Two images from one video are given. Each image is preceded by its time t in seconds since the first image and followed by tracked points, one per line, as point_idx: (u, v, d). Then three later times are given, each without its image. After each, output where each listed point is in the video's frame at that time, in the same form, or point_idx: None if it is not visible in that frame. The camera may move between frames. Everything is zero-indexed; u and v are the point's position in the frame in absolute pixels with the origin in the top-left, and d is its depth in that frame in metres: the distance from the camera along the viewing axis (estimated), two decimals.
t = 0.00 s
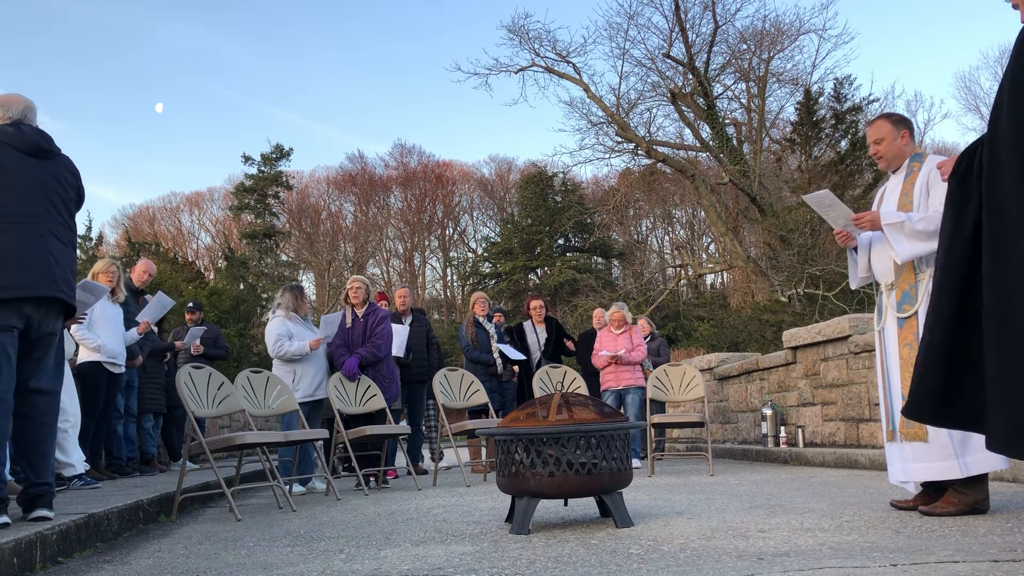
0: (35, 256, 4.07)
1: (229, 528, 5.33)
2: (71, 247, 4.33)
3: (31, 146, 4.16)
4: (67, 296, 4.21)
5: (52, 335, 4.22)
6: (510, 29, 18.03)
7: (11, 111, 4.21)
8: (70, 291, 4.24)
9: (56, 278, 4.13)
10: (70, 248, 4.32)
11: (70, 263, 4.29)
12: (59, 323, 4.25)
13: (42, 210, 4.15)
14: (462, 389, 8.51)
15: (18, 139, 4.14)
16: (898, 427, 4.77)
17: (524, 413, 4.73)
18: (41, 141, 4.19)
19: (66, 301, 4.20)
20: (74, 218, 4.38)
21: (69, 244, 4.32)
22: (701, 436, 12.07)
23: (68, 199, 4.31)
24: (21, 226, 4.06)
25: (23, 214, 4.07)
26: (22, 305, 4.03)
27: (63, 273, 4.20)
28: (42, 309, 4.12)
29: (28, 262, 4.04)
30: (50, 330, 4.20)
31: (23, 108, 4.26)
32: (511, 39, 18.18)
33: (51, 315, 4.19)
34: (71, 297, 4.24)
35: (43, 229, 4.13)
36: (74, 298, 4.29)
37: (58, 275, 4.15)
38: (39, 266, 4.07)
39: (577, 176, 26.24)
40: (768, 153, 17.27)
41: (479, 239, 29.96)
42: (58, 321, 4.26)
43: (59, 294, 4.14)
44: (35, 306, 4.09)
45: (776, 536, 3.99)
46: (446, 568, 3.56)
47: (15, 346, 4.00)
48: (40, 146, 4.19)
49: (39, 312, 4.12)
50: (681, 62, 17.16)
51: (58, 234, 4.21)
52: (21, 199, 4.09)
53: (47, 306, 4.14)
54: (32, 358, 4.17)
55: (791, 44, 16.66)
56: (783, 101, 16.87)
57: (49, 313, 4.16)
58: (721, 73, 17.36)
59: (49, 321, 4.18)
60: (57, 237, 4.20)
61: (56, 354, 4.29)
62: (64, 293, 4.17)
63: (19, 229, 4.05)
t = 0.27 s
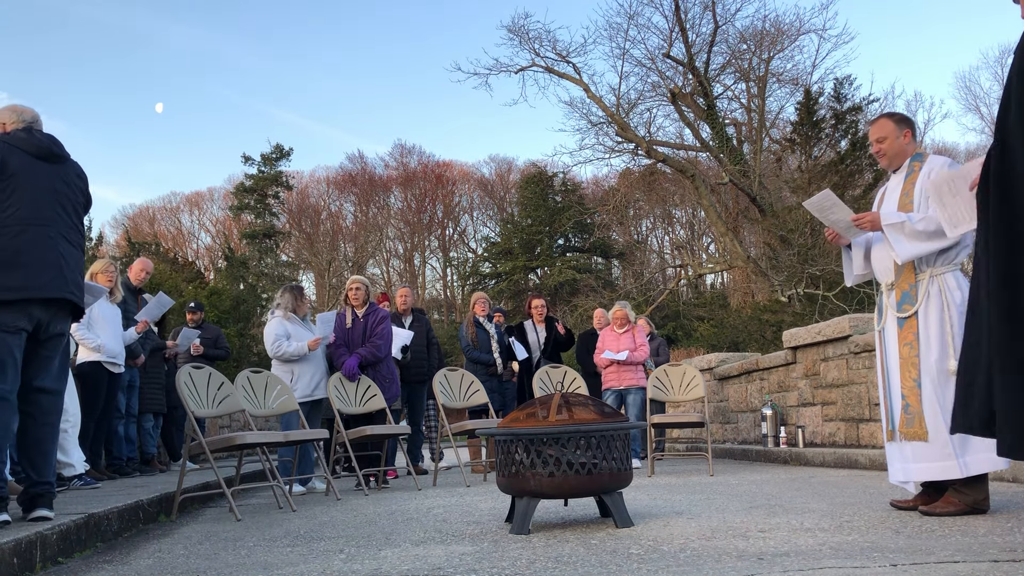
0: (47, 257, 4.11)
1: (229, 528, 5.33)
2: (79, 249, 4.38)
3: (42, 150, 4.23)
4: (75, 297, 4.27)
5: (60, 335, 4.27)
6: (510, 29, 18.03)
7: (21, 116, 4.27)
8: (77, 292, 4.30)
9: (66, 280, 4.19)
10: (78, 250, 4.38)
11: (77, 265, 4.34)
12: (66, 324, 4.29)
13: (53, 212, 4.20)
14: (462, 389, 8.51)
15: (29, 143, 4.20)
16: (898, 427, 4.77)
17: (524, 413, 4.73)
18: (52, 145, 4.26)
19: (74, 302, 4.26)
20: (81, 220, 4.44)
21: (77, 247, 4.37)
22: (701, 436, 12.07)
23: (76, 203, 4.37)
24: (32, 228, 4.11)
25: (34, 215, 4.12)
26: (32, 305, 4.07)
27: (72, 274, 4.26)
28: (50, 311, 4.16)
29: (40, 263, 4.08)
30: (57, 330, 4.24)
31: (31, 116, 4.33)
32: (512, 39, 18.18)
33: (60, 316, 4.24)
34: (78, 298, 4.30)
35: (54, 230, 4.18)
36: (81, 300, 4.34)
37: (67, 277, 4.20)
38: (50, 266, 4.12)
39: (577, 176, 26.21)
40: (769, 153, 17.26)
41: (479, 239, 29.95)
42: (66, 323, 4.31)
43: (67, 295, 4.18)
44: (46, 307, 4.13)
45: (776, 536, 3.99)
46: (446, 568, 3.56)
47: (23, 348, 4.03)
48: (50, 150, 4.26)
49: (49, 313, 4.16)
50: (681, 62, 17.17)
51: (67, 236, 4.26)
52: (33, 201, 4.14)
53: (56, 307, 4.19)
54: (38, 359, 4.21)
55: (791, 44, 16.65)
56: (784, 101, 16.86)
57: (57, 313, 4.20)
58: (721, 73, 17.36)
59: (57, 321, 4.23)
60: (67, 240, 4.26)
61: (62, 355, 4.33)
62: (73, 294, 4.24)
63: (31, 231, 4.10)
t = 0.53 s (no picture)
0: (52, 259, 4.12)
1: (230, 528, 5.33)
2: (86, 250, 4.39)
3: (50, 152, 4.23)
4: (81, 298, 4.27)
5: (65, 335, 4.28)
6: (510, 29, 18.04)
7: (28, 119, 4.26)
8: (83, 293, 4.30)
9: (71, 281, 4.19)
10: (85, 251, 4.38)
11: (83, 266, 4.34)
12: (71, 324, 4.30)
13: (59, 214, 4.20)
14: (463, 389, 8.51)
15: (36, 146, 4.20)
16: (898, 427, 4.77)
17: (524, 413, 4.73)
18: (59, 148, 4.26)
19: (79, 303, 4.26)
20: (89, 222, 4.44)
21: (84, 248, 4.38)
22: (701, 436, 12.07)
23: (83, 204, 4.37)
24: (38, 230, 4.11)
25: (40, 218, 4.13)
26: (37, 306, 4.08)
27: (78, 276, 4.26)
28: (54, 311, 4.16)
29: (45, 265, 4.09)
30: (62, 331, 4.25)
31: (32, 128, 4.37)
32: (512, 39, 18.19)
33: (65, 316, 4.24)
34: (84, 299, 4.30)
35: (60, 232, 4.18)
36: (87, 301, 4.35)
37: (73, 278, 4.21)
38: (55, 268, 4.13)
39: (577, 176, 26.21)
40: (768, 153, 17.26)
41: (479, 239, 29.96)
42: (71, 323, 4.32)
43: (73, 296, 4.19)
44: (51, 308, 4.14)
45: (776, 536, 4.00)
46: (445, 568, 3.56)
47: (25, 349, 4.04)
48: (58, 153, 4.26)
49: (53, 314, 4.17)
50: (681, 62, 17.18)
51: (74, 237, 4.26)
52: (39, 204, 4.14)
53: (62, 308, 4.20)
54: (43, 358, 4.22)
55: (791, 44, 16.65)
56: (783, 101, 16.86)
57: (61, 314, 4.20)
58: (721, 73, 17.37)
59: (63, 322, 4.24)
60: (73, 241, 4.26)
61: (67, 355, 4.33)
62: (78, 295, 4.24)
63: (37, 233, 4.10)
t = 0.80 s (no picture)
0: (51, 258, 4.11)
1: (230, 528, 5.33)
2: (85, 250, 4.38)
3: (49, 153, 4.23)
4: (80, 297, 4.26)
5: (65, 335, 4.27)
6: (510, 29, 18.04)
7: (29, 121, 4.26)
8: (83, 292, 4.29)
9: (70, 280, 4.19)
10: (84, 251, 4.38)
11: (83, 266, 4.34)
12: (70, 325, 4.29)
13: (58, 214, 4.20)
14: (463, 389, 8.51)
15: (36, 147, 4.21)
16: (898, 427, 4.76)
17: (524, 413, 4.73)
18: (58, 149, 4.26)
19: (78, 302, 4.26)
20: (88, 222, 4.44)
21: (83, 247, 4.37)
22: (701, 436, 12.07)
23: (82, 204, 4.37)
24: (38, 229, 4.11)
25: (40, 217, 4.13)
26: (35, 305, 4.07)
27: (77, 275, 4.25)
28: (53, 311, 4.16)
29: (44, 263, 4.09)
30: (61, 330, 4.24)
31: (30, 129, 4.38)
32: (511, 39, 18.19)
33: (65, 316, 4.24)
34: (83, 298, 4.29)
35: (59, 231, 4.18)
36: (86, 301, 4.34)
37: (72, 277, 4.20)
38: (54, 267, 4.12)
39: (577, 176, 26.21)
40: (768, 153, 17.26)
41: (479, 239, 29.97)
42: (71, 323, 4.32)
43: (72, 295, 4.18)
44: (50, 307, 4.13)
45: (775, 536, 3.99)
46: (446, 568, 3.56)
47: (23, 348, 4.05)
48: (57, 153, 4.26)
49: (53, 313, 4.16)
50: (681, 62, 17.18)
51: (73, 236, 4.26)
52: (38, 204, 4.14)
53: (61, 307, 4.20)
54: (43, 358, 4.22)
55: (791, 44, 16.66)
56: (783, 101, 16.86)
57: (60, 313, 4.20)
58: (721, 73, 17.37)
59: (63, 321, 4.24)
60: (72, 240, 4.25)
61: (67, 356, 4.32)
62: (78, 294, 4.23)
63: (36, 232, 4.10)
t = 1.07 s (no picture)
0: (34, 258, 4.12)
1: (230, 528, 5.33)
2: (76, 248, 4.37)
3: (28, 151, 4.23)
4: (70, 296, 4.25)
5: (58, 334, 4.26)
6: (509, 29, 18.03)
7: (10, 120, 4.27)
8: (73, 291, 4.28)
9: (56, 279, 4.18)
10: (75, 249, 4.36)
11: (74, 265, 4.33)
12: (64, 324, 4.29)
13: (40, 213, 4.20)
14: (463, 389, 8.51)
15: (15, 146, 4.21)
16: (898, 428, 4.76)
17: (524, 413, 4.73)
18: (37, 145, 4.25)
19: (68, 301, 4.25)
20: (79, 219, 4.42)
21: (74, 245, 4.36)
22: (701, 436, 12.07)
23: (70, 201, 4.36)
24: (19, 231, 4.12)
25: (21, 218, 4.13)
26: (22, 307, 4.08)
27: (65, 273, 4.24)
28: (43, 311, 4.17)
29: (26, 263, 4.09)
30: (53, 330, 4.24)
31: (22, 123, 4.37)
32: (511, 39, 18.19)
33: (56, 315, 4.23)
34: (73, 296, 4.28)
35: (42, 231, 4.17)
36: (79, 299, 4.33)
37: (58, 276, 4.19)
38: (38, 267, 4.12)
39: (577, 176, 26.21)
40: (768, 153, 17.26)
41: (479, 239, 29.98)
42: (65, 323, 4.31)
43: (58, 294, 4.17)
44: (37, 307, 4.14)
45: (775, 536, 3.99)
46: (446, 568, 3.56)
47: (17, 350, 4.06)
48: (37, 150, 4.25)
49: (41, 313, 4.16)
50: (681, 62, 17.19)
51: (59, 235, 4.25)
52: (18, 205, 4.15)
53: (50, 307, 4.19)
54: (38, 358, 4.21)
55: (791, 44, 16.66)
56: (783, 101, 16.86)
57: (51, 313, 4.20)
58: (721, 73, 17.37)
59: (54, 321, 4.23)
60: (59, 239, 4.25)
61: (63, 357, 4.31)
62: (65, 292, 4.22)
63: (17, 234, 4.12)
